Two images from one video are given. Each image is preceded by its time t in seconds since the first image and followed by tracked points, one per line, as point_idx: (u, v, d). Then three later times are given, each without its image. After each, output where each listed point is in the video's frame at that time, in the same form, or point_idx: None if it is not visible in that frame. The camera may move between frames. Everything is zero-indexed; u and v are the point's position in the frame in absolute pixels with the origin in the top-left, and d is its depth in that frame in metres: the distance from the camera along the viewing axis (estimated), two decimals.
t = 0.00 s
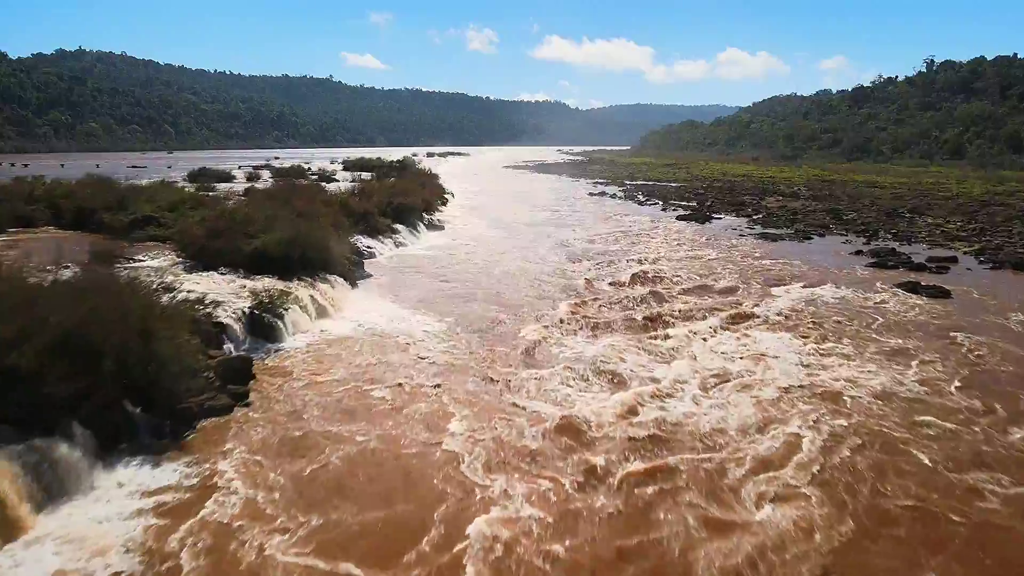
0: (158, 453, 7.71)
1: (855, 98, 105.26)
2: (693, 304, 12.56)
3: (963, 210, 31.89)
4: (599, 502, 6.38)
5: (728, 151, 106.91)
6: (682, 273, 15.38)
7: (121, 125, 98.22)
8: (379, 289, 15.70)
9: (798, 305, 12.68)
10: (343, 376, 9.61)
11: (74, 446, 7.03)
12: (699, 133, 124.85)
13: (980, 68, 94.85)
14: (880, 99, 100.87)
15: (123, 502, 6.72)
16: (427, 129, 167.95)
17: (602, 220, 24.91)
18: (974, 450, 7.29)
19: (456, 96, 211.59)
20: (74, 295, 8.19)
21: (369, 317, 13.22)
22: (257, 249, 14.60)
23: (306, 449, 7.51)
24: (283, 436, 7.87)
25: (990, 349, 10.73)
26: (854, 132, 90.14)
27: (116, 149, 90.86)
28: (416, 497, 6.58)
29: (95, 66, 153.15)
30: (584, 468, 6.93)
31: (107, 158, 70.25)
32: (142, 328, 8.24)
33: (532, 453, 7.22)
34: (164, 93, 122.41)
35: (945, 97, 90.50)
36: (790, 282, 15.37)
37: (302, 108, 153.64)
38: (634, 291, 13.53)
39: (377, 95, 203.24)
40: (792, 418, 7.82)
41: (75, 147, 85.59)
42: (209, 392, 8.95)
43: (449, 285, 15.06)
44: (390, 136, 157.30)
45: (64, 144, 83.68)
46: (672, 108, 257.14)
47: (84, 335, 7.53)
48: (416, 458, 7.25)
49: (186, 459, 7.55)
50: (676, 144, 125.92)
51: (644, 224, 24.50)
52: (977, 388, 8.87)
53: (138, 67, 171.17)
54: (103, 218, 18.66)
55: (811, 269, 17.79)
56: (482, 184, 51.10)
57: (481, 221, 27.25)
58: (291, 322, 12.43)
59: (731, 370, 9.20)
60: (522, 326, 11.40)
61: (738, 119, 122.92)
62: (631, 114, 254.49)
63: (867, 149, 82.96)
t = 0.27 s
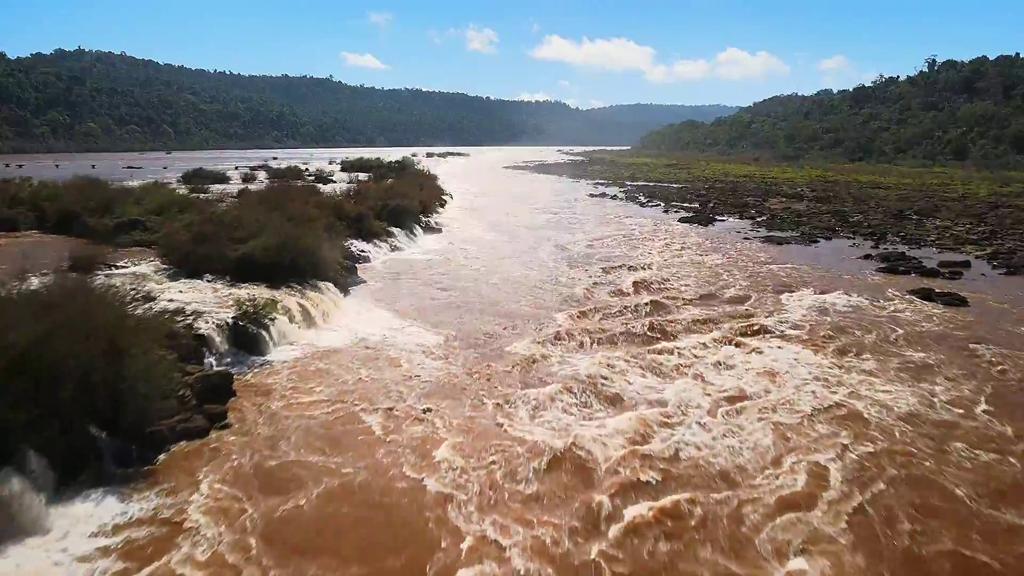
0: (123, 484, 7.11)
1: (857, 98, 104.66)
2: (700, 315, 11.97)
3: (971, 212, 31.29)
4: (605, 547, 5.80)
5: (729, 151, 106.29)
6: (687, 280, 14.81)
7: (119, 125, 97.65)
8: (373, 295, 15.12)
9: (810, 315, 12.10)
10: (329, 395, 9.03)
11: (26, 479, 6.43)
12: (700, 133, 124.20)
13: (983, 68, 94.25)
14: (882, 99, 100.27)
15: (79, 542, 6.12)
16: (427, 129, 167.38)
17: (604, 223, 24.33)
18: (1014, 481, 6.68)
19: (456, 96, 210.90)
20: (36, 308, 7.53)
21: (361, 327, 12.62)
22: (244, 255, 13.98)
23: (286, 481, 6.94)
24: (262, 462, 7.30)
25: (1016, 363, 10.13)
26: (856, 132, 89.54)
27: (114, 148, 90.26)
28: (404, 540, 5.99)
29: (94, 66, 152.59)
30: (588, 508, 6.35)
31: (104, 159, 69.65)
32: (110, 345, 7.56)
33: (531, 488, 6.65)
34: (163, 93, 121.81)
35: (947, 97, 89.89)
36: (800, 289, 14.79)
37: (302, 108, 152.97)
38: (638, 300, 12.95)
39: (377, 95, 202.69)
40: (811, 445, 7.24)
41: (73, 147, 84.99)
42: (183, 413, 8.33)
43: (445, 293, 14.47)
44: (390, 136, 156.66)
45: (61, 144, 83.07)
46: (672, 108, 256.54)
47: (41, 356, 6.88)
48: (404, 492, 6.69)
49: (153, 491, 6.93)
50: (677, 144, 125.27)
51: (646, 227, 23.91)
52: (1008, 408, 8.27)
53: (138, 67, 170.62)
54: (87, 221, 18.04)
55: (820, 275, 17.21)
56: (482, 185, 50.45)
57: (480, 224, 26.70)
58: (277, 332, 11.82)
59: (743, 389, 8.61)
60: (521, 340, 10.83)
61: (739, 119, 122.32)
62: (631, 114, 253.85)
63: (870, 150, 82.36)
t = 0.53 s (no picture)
0: (81, 518, 6.50)
1: (858, 98, 104.04)
2: (708, 326, 11.40)
3: (978, 214, 30.72)
4: None
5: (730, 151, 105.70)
6: (693, 288, 14.22)
7: (118, 124, 97.04)
8: (365, 303, 14.53)
9: (823, 326, 11.52)
10: (314, 415, 8.45)
11: None
12: (701, 133, 123.60)
13: (985, 68, 93.66)
14: (884, 99, 99.68)
15: None
16: (426, 129, 166.81)
17: (605, 227, 23.75)
18: None
19: (456, 96, 210.30)
20: None
21: (352, 338, 12.03)
22: (229, 262, 13.36)
23: (264, 519, 6.35)
24: (239, 495, 6.72)
25: None
26: (858, 132, 88.95)
27: (113, 148, 89.64)
28: None
29: (93, 65, 151.98)
30: (594, 554, 5.77)
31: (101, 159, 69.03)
32: (70, 366, 6.90)
33: (532, 531, 6.07)
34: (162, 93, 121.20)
35: (950, 97, 89.28)
36: (810, 297, 14.22)
37: (301, 107, 152.36)
38: (642, 310, 12.38)
39: (377, 95, 202.17)
40: (836, 477, 6.66)
41: (70, 147, 84.36)
42: (153, 437, 7.70)
43: (441, 301, 13.88)
44: (390, 136, 156.05)
45: (59, 143, 82.42)
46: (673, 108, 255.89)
47: None
48: (393, 532, 6.11)
49: (114, 529, 6.31)
50: (678, 144, 124.69)
51: (649, 230, 23.34)
52: None
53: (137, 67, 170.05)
54: (71, 225, 17.43)
55: (830, 281, 16.64)
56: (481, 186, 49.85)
57: (478, 227, 26.12)
58: (261, 345, 11.20)
59: (757, 410, 8.04)
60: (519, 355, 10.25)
61: (740, 119, 121.73)
62: (632, 114, 253.27)
63: (872, 150, 81.77)
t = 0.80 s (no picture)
0: (28, 560, 5.88)
1: (860, 98, 103.40)
2: (716, 340, 10.79)
3: (987, 216, 30.10)
4: None
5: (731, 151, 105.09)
6: (699, 296, 13.62)
7: (116, 125, 96.46)
8: (357, 311, 13.93)
9: (838, 338, 10.92)
10: (296, 441, 7.86)
11: None
12: (702, 133, 122.98)
13: (988, 68, 93.00)
14: (885, 99, 99.09)
15: None
16: (426, 129, 166.24)
17: (606, 230, 23.15)
18: None
19: (456, 95, 209.69)
20: None
21: (341, 350, 11.42)
22: (213, 269, 12.74)
23: (234, 567, 5.75)
24: (209, 537, 6.13)
25: None
26: (860, 132, 88.32)
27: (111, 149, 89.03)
28: None
29: (93, 65, 151.44)
30: None
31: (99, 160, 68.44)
32: (19, 394, 6.26)
33: None
34: (161, 94, 120.62)
35: (952, 97, 88.65)
36: (821, 306, 13.62)
37: (301, 107, 151.76)
38: (646, 322, 11.79)
39: (377, 96, 201.58)
40: (864, 519, 6.05)
41: (69, 148, 83.75)
42: (115, 467, 7.10)
43: (435, 310, 13.29)
44: (390, 136, 155.43)
45: (57, 144, 81.80)
46: (672, 108, 255.28)
47: None
48: None
49: None
50: (678, 144, 124.10)
51: (651, 234, 22.74)
52: None
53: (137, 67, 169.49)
54: (53, 228, 16.79)
55: (839, 288, 16.04)
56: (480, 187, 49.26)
57: (476, 230, 25.53)
58: (243, 358, 10.58)
59: (773, 437, 7.44)
60: (517, 373, 9.65)
61: (741, 119, 121.08)
62: (632, 114, 252.81)
63: (874, 150, 81.16)
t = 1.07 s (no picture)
0: None
1: (862, 98, 102.76)
2: (727, 355, 10.16)
3: (996, 218, 29.50)
4: None
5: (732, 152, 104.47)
6: (706, 305, 12.98)
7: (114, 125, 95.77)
8: (347, 320, 13.30)
9: (856, 353, 10.28)
10: (275, 471, 7.24)
11: None
12: (703, 133, 122.36)
13: (991, 68, 92.38)
14: (887, 99, 98.46)
15: None
16: (426, 129, 165.62)
17: (607, 233, 22.51)
18: None
19: (456, 95, 209.04)
20: None
21: (328, 366, 10.79)
22: (194, 278, 12.16)
23: None
24: None
25: None
26: (862, 133, 87.70)
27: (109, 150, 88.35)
28: None
29: (92, 65, 150.75)
30: None
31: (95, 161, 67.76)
32: None
33: None
34: (160, 94, 119.91)
35: (955, 97, 88.03)
36: (835, 316, 12.99)
37: (300, 108, 151.10)
38: (650, 335, 11.21)
39: (377, 96, 200.86)
40: (903, 574, 5.41)
41: (66, 149, 83.08)
42: (75, 498, 6.48)
43: (430, 320, 12.71)
44: (390, 136, 154.79)
45: (53, 145, 81.11)
46: (672, 109, 254.60)
47: None
48: None
49: None
50: (679, 145, 123.49)
51: (653, 238, 22.10)
52: None
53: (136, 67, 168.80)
54: (34, 233, 16.17)
55: (850, 295, 15.43)
56: (479, 188, 48.63)
57: (474, 234, 24.90)
58: (224, 372, 9.94)
59: (791, 470, 6.86)
60: (515, 394, 9.02)
61: (742, 119, 120.46)
62: (632, 114, 252.19)
63: (877, 151, 80.53)
